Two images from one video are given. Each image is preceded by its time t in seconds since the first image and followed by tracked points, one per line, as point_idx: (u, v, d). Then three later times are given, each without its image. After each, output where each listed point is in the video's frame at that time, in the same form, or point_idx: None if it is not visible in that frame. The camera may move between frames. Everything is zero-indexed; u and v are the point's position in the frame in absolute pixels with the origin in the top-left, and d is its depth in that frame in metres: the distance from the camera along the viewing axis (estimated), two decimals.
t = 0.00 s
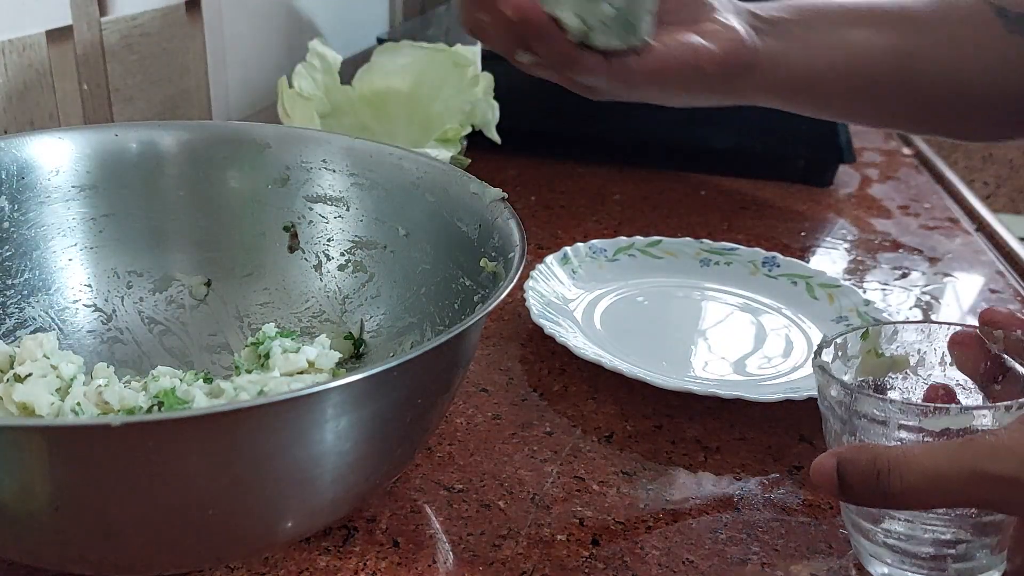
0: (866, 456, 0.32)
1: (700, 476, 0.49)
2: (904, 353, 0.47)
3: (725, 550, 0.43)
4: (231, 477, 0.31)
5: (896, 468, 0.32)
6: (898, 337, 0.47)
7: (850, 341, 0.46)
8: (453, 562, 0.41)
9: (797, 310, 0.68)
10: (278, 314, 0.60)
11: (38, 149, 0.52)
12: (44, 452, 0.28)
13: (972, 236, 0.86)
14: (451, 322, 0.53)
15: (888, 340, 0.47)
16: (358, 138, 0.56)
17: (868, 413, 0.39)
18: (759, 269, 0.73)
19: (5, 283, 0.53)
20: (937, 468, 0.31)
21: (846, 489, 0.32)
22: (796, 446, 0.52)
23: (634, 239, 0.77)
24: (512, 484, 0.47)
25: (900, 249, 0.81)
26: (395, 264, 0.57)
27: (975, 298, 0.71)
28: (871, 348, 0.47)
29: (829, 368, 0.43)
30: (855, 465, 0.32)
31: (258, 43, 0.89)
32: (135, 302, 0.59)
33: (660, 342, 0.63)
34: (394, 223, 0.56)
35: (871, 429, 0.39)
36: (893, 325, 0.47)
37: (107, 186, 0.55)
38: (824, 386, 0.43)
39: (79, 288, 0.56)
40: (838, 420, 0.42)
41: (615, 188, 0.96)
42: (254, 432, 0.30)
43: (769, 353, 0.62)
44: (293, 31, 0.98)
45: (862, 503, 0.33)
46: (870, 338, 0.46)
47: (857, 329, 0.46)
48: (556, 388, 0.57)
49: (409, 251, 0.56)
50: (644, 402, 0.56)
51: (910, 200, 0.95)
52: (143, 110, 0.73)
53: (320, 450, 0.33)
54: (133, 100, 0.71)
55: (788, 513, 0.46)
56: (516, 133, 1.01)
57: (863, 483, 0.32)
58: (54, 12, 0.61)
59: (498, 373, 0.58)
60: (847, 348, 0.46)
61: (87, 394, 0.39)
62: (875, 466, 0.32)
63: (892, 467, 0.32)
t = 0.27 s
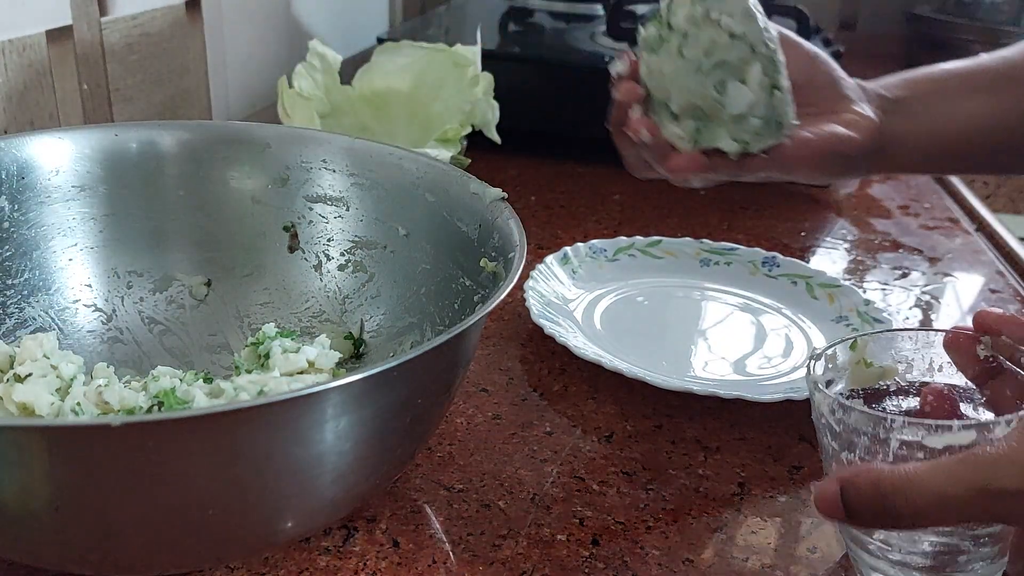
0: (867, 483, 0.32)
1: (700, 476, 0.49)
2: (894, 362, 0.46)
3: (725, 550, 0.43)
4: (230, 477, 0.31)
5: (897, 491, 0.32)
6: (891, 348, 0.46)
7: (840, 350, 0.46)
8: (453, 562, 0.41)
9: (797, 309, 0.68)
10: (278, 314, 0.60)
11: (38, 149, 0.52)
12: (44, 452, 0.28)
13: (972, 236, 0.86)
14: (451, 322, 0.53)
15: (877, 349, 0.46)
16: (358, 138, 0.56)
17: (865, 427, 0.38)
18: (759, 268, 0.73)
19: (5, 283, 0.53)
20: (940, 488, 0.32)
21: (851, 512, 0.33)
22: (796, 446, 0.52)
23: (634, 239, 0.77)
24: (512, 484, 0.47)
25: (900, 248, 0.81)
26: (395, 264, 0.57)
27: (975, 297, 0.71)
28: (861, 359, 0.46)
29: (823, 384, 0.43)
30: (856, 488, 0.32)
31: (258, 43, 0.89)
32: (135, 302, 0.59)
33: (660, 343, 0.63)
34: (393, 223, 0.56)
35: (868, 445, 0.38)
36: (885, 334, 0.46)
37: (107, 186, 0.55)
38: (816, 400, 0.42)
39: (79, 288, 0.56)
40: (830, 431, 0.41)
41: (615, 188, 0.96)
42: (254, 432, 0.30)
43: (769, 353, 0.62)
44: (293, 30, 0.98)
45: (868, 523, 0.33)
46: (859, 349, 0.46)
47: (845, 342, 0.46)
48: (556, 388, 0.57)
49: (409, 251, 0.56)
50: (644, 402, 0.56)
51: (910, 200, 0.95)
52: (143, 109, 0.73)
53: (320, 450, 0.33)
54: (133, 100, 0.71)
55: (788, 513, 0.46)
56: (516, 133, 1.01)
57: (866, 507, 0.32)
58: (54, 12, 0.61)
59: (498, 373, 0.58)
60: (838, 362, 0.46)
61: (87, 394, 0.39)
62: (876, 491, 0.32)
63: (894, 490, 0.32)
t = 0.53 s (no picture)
0: (905, 502, 0.32)
1: (700, 476, 0.49)
2: (906, 368, 0.46)
3: (726, 550, 0.43)
4: (231, 477, 0.31)
5: (937, 509, 0.31)
6: (901, 352, 0.45)
7: (854, 352, 0.45)
8: (453, 562, 0.41)
9: (797, 309, 0.68)
10: (278, 314, 0.60)
11: (38, 149, 0.52)
12: (44, 453, 0.28)
13: (972, 236, 0.86)
14: (451, 322, 0.53)
15: (892, 354, 0.45)
16: (358, 138, 0.56)
17: (879, 436, 0.39)
18: (759, 268, 0.73)
19: (5, 283, 0.53)
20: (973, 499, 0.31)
21: (893, 534, 0.32)
22: (796, 446, 0.52)
23: (634, 239, 0.77)
24: (512, 484, 0.47)
25: (900, 248, 0.81)
26: (395, 264, 0.57)
27: (975, 297, 0.71)
28: (872, 361, 0.45)
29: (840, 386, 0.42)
30: (895, 512, 0.32)
31: (258, 43, 0.89)
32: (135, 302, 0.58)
33: (659, 343, 0.63)
34: (393, 223, 0.56)
35: (877, 451, 0.39)
36: (897, 338, 0.45)
37: (107, 186, 0.55)
38: (829, 399, 0.42)
39: (79, 288, 0.56)
40: (837, 432, 0.41)
41: (615, 188, 0.96)
42: (254, 432, 0.30)
43: (769, 353, 0.62)
44: (293, 30, 0.98)
45: (913, 542, 0.33)
46: (872, 350, 0.45)
47: (859, 343, 0.45)
48: (556, 388, 0.57)
49: (409, 251, 0.56)
50: (644, 402, 0.56)
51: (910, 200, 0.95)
52: (143, 110, 0.73)
53: (320, 450, 0.33)
54: (133, 100, 0.71)
55: (788, 513, 0.46)
56: (516, 133, 1.01)
57: (906, 526, 0.32)
58: (54, 12, 0.61)
59: (498, 373, 0.58)
60: (851, 364, 0.45)
61: (87, 394, 0.39)
62: (915, 511, 0.32)
63: (936, 514, 0.31)
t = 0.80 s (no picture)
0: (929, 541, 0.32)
1: (700, 476, 0.49)
2: (906, 367, 0.46)
3: (726, 550, 0.43)
4: (231, 477, 0.31)
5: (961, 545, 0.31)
6: (902, 352, 0.45)
7: (856, 354, 0.44)
8: (453, 562, 0.41)
9: (797, 310, 0.68)
10: (278, 314, 0.60)
11: (38, 149, 0.52)
12: (44, 453, 0.28)
13: (972, 236, 0.86)
14: (451, 322, 0.53)
15: (891, 354, 0.45)
16: (358, 138, 0.56)
17: (879, 436, 0.39)
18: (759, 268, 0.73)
19: (5, 283, 0.53)
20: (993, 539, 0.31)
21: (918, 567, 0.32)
22: (796, 446, 0.52)
23: (633, 239, 0.77)
24: (512, 484, 0.47)
25: (900, 248, 0.81)
26: (395, 264, 0.57)
27: (975, 297, 0.71)
28: (873, 362, 0.45)
29: (841, 386, 0.42)
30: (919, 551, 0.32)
31: (258, 43, 0.89)
32: (135, 302, 0.58)
33: (659, 343, 0.63)
34: (393, 223, 0.56)
35: (875, 451, 0.39)
36: (898, 338, 0.45)
37: (107, 186, 0.55)
38: (829, 398, 0.42)
39: (79, 288, 0.56)
40: (836, 431, 0.41)
41: (615, 188, 0.96)
42: (254, 432, 0.30)
43: (769, 353, 0.62)
44: (293, 30, 0.98)
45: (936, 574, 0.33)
46: (872, 351, 0.45)
47: (859, 343, 0.45)
48: (556, 388, 0.57)
49: (409, 251, 0.56)
50: (644, 402, 0.56)
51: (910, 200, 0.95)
52: (143, 110, 0.73)
53: (320, 450, 0.33)
54: (133, 100, 0.71)
55: (789, 513, 0.46)
56: (516, 133, 1.01)
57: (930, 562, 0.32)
58: (54, 12, 0.61)
59: (498, 373, 0.58)
60: (851, 365, 0.44)
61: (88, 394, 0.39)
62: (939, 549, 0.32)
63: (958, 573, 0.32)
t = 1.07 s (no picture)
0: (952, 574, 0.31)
1: (700, 476, 0.49)
2: (907, 367, 0.46)
3: (726, 550, 0.43)
4: (232, 476, 0.31)
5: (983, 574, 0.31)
6: (903, 352, 0.45)
7: (857, 353, 0.45)
8: (453, 562, 0.41)
9: (796, 310, 0.68)
10: (278, 314, 0.60)
11: (38, 149, 0.52)
12: (44, 452, 0.28)
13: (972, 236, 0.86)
14: (451, 322, 0.53)
15: (891, 355, 0.45)
16: (358, 138, 0.56)
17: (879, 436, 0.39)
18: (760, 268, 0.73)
19: (5, 283, 0.53)
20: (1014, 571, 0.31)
21: None
22: (796, 446, 0.52)
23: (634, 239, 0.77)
24: (512, 484, 0.47)
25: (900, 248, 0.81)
26: (395, 264, 0.57)
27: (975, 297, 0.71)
28: (873, 362, 0.45)
29: (841, 385, 0.42)
30: None
31: (258, 43, 0.89)
32: (136, 302, 0.58)
33: (660, 343, 0.63)
34: (393, 223, 0.56)
35: (875, 451, 0.39)
36: (899, 338, 0.45)
37: (107, 186, 0.55)
38: (829, 398, 0.41)
39: (79, 288, 0.56)
40: (836, 431, 0.41)
41: (615, 188, 0.96)
42: (255, 432, 0.30)
43: (769, 352, 0.62)
44: (293, 30, 0.98)
45: None
46: (873, 350, 0.45)
47: (859, 343, 0.45)
48: (556, 388, 0.57)
49: (409, 251, 0.56)
50: (644, 402, 0.56)
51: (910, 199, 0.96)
52: (143, 110, 0.73)
53: (321, 450, 0.33)
54: (133, 101, 0.71)
55: (789, 512, 0.46)
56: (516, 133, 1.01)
57: None
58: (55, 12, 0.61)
59: (498, 373, 0.58)
60: (852, 364, 0.44)
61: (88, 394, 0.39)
62: None
63: None
